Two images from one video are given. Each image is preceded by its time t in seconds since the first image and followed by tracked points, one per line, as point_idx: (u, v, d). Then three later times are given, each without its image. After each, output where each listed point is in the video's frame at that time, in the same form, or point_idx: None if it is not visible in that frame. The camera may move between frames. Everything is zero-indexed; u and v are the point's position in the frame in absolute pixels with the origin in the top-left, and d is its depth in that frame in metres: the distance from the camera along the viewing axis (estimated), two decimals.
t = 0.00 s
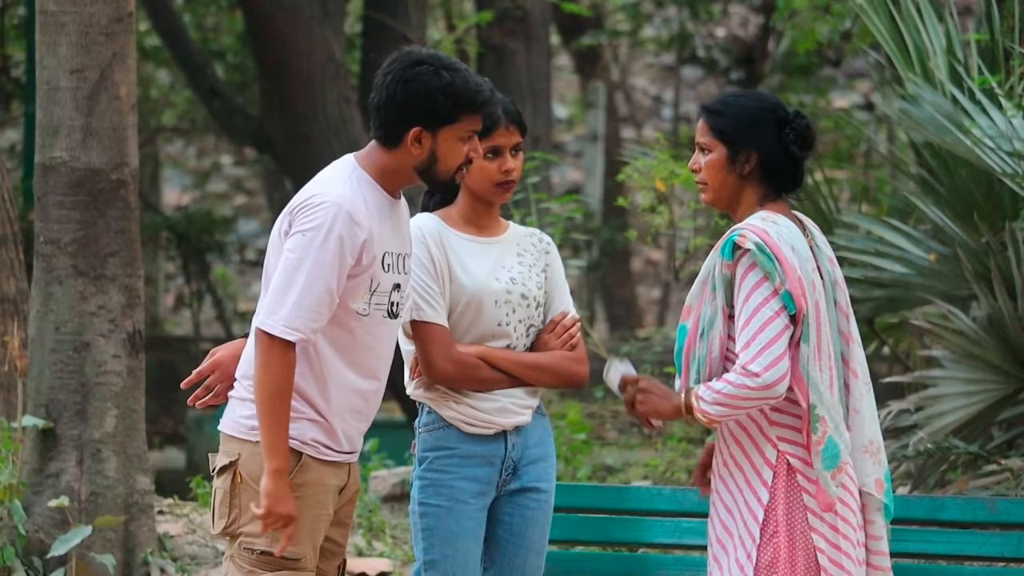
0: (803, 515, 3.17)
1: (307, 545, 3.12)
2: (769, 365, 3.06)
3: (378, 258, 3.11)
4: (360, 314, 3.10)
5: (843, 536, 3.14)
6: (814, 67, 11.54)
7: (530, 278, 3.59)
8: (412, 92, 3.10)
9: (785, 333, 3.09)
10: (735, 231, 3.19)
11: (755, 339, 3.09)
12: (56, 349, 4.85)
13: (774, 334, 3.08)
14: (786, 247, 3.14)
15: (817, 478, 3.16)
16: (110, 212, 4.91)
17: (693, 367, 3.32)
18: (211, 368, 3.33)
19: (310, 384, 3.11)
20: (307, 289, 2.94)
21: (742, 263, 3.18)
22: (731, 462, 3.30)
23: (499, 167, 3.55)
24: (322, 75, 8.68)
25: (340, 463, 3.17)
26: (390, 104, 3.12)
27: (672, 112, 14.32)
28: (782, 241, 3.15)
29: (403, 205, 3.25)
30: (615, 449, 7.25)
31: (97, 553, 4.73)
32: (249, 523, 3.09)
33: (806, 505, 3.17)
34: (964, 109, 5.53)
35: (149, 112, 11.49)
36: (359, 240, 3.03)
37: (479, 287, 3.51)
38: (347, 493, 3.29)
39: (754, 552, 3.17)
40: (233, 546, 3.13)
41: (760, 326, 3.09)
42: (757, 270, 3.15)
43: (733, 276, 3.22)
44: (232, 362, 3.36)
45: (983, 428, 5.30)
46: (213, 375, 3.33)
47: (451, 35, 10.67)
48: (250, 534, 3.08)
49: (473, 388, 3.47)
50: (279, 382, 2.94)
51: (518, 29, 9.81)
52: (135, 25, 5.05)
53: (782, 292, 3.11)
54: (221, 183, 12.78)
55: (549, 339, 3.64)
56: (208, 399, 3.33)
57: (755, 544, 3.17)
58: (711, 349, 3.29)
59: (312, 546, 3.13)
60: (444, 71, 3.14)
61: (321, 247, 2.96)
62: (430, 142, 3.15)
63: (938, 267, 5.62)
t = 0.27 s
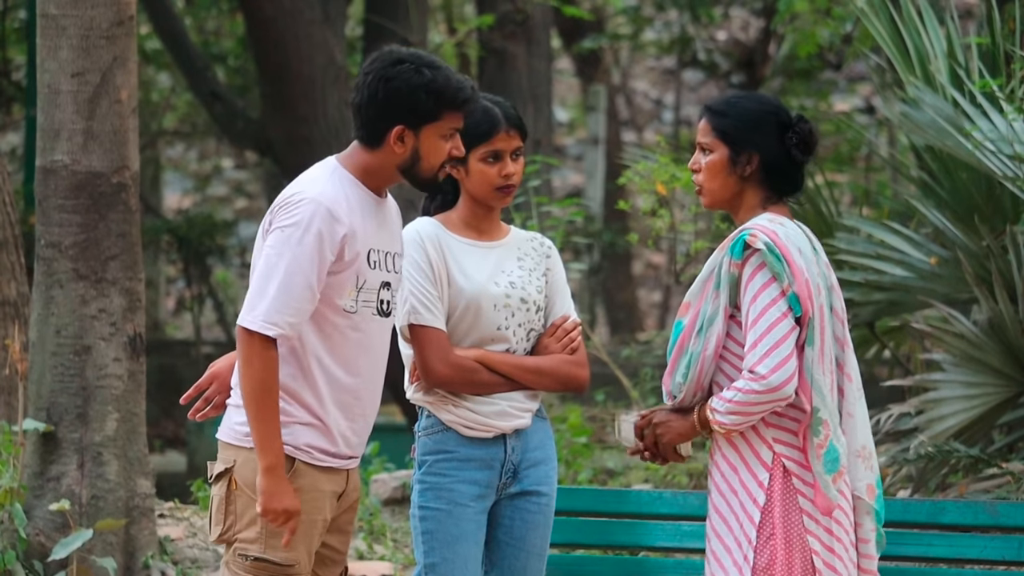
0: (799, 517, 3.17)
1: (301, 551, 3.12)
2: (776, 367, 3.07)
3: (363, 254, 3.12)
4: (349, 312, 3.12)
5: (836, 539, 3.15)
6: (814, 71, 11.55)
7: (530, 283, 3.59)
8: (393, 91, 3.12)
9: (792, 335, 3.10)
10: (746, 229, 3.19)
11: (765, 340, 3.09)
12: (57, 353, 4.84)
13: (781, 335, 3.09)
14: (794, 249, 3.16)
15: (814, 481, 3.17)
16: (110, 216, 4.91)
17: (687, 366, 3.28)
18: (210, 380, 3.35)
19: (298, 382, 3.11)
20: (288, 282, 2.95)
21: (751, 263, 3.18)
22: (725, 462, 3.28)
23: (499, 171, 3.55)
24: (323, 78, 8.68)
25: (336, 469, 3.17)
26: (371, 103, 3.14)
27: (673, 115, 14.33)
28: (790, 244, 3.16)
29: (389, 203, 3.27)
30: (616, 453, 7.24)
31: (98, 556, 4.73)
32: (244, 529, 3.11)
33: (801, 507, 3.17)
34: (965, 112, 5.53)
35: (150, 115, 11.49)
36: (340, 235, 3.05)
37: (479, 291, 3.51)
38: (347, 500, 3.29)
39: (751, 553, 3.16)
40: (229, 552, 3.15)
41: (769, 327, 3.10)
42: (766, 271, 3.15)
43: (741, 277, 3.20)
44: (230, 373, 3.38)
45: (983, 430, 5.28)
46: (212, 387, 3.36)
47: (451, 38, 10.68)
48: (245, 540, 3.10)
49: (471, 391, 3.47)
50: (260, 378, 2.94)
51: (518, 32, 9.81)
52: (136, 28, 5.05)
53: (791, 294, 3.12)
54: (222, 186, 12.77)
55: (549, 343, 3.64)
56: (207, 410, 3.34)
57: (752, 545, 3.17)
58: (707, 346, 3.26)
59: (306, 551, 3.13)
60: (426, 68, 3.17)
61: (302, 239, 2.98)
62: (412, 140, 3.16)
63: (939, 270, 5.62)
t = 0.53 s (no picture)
0: (799, 517, 3.17)
1: (299, 555, 3.16)
2: (775, 364, 3.07)
3: (349, 251, 3.13)
4: (340, 310, 3.13)
5: (833, 538, 3.16)
6: (815, 71, 11.55)
7: (529, 284, 3.59)
8: (368, 85, 3.16)
9: (792, 333, 3.10)
10: (743, 229, 3.21)
11: (763, 338, 3.09)
12: (57, 353, 4.84)
13: (780, 334, 3.09)
14: (791, 248, 3.17)
15: (817, 482, 3.17)
16: (110, 217, 4.92)
17: (688, 371, 3.28)
18: (202, 389, 3.37)
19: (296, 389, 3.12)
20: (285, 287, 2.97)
21: (748, 261, 3.19)
22: (723, 462, 3.27)
23: (498, 172, 3.55)
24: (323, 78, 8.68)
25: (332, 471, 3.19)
26: (346, 99, 3.18)
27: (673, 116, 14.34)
28: (786, 243, 3.18)
29: (371, 200, 3.28)
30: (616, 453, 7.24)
31: (98, 557, 4.73)
32: (240, 534, 3.15)
33: (802, 508, 3.17)
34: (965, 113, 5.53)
35: (150, 116, 11.49)
36: (328, 234, 3.06)
37: (477, 291, 3.51)
38: (343, 502, 3.31)
39: (750, 554, 3.16)
40: (226, 558, 3.19)
41: (767, 325, 3.10)
42: (764, 269, 3.16)
43: (739, 277, 3.21)
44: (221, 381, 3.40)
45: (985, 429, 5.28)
46: (204, 396, 3.38)
47: (451, 39, 10.68)
48: (241, 546, 3.14)
49: (471, 391, 3.47)
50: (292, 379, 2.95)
51: (518, 33, 9.81)
52: (136, 29, 5.05)
53: (788, 292, 3.13)
54: (221, 186, 12.78)
55: (548, 343, 3.64)
56: (200, 419, 3.37)
57: (751, 546, 3.17)
58: (707, 350, 3.26)
59: (303, 555, 3.17)
60: (401, 63, 3.20)
61: (294, 247, 2.99)
62: (389, 135, 3.19)
63: (938, 270, 5.62)
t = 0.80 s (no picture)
0: (792, 515, 3.18)
1: (297, 555, 3.19)
2: (753, 368, 3.07)
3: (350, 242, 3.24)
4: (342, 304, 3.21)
5: (828, 536, 3.17)
6: (813, 70, 11.55)
7: (527, 282, 3.60)
8: (348, 83, 3.19)
9: (772, 338, 3.11)
10: (731, 229, 3.19)
11: (744, 339, 3.10)
12: (56, 352, 4.84)
13: (763, 337, 3.10)
14: (780, 248, 3.15)
15: (808, 480, 3.17)
16: (109, 215, 4.91)
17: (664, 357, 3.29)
18: (187, 394, 3.36)
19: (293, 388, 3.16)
20: (342, 276, 3.09)
21: (736, 262, 3.18)
22: (714, 462, 3.26)
23: (498, 170, 3.54)
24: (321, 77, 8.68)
25: (326, 469, 3.24)
26: (327, 97, 3.20)
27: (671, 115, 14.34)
28: (776, 243, 3.15)
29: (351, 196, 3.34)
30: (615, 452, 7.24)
31: (97, 556, 4.73)
32: (237, 537, 3.17)
33: (795, 506, 3.18)
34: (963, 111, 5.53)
35: (149, 114, 11.48)
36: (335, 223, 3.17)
37: (475, 290, 3.52)
38: (336, 497, 3.35)
39: (743, 552, 3.16)
40: (222, 561, 3.20)
41: (751, 326, 3.11)
42: (750, 271, 3.15)
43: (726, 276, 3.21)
44: (205, 384, 3.38)
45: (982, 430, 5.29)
46: (190, 402, 3.36)
47: (450, 37, 10.67)
48: (240, 548, 3.16)
49: (467, 391, 3.46)
50: (396, 302, 3.14)
51: (517, 31, 9.81)
52: (135, 28, 5.05)
53: (775, 294, 3.11)
54: (220, 184, 12.78)
55: (547, 342, 3.63)
56: (187, 425, 3.36)
57: (745, 544, 3.17)
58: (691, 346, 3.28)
59: (301, 555, 3.20)
60: (382, 61, 3.23)
61: (331, 238, 3.11)
62: (369, 131, 3.22)
63: (937, 269, 5.62)
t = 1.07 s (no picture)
0: (775, 514, 3.17)
1: (295, 556, 3.20)
2: (722, 364, 3.09)
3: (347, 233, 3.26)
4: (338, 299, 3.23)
5: (810, 535, 3.16)
6: (805, 70, 11.56)
7: (519, 282, 3.59)
8: (335, 82, 3.18)
9: (748, 336, 3.12)
10: (718, 226, 3.19)
11: (716, 336, 3.11)
12: (46, 350, 4.82)
13: (738, 335, 3.11)
14: (766, 247, 3.14)
15: (790, 478, 3.16)
16: (100, 213, 4.90)
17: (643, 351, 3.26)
18: (175, 400, 3.30)
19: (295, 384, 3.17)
20: (353, 264, 3.12)
21: (719, 258, 3.18)
22: (701, 461, 3.26)
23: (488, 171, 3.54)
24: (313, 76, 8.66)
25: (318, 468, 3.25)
26: (313, 96, 3.19)
27: (662, 114, 14.35)
28: (762, 242, 3.15)
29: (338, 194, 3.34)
30: (605, 450, 7.24)
31: (87, 554, 4.72)
32: (236, 538, 3.15)
33: (778, 505, 3.17)
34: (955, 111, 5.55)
35: (140, 114, 11.46)
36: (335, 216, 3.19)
37: (467, 289, 3.51)
38: (327, 494, 3.36)
39: (727, 552, 3.16)
40: (218, 563, 3.18)
41: (727, 324, 3.12)
42: (733, 268, 3.16)
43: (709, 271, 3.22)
44: (191, 388, 3.33)
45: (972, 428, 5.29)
46: (178, 406, 3.31)
47: (442, 36, 10.67)
48: (239, 549, 3.15)
49: (460, 389, 3.46)
50: (413, 276, 3.17)
51: (508, 31, 9.81)
52: (127, 26, 5.04)
53: (757, 293, 3.12)
54: (211, 184, 12.76)
55: (538, 341, 3.63)
56: (174, 430, 3.29)
57: (728, 543, 3.17)
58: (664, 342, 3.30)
59: (300, 555, 3.21)
60: (368, 61, 3.23)
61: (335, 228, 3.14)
62: (355, 131, 3.21)
63: (927, 268, 5.63)
